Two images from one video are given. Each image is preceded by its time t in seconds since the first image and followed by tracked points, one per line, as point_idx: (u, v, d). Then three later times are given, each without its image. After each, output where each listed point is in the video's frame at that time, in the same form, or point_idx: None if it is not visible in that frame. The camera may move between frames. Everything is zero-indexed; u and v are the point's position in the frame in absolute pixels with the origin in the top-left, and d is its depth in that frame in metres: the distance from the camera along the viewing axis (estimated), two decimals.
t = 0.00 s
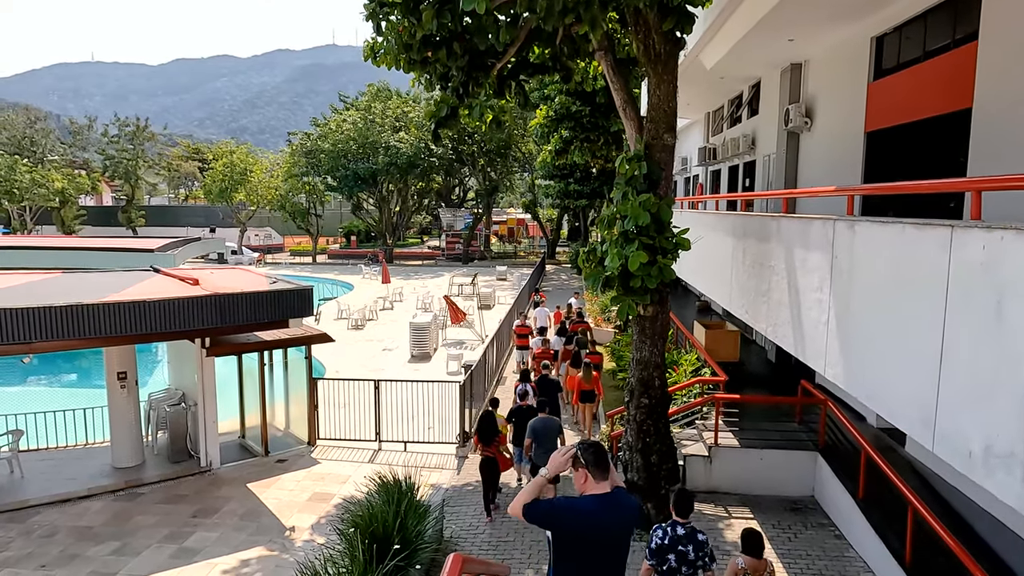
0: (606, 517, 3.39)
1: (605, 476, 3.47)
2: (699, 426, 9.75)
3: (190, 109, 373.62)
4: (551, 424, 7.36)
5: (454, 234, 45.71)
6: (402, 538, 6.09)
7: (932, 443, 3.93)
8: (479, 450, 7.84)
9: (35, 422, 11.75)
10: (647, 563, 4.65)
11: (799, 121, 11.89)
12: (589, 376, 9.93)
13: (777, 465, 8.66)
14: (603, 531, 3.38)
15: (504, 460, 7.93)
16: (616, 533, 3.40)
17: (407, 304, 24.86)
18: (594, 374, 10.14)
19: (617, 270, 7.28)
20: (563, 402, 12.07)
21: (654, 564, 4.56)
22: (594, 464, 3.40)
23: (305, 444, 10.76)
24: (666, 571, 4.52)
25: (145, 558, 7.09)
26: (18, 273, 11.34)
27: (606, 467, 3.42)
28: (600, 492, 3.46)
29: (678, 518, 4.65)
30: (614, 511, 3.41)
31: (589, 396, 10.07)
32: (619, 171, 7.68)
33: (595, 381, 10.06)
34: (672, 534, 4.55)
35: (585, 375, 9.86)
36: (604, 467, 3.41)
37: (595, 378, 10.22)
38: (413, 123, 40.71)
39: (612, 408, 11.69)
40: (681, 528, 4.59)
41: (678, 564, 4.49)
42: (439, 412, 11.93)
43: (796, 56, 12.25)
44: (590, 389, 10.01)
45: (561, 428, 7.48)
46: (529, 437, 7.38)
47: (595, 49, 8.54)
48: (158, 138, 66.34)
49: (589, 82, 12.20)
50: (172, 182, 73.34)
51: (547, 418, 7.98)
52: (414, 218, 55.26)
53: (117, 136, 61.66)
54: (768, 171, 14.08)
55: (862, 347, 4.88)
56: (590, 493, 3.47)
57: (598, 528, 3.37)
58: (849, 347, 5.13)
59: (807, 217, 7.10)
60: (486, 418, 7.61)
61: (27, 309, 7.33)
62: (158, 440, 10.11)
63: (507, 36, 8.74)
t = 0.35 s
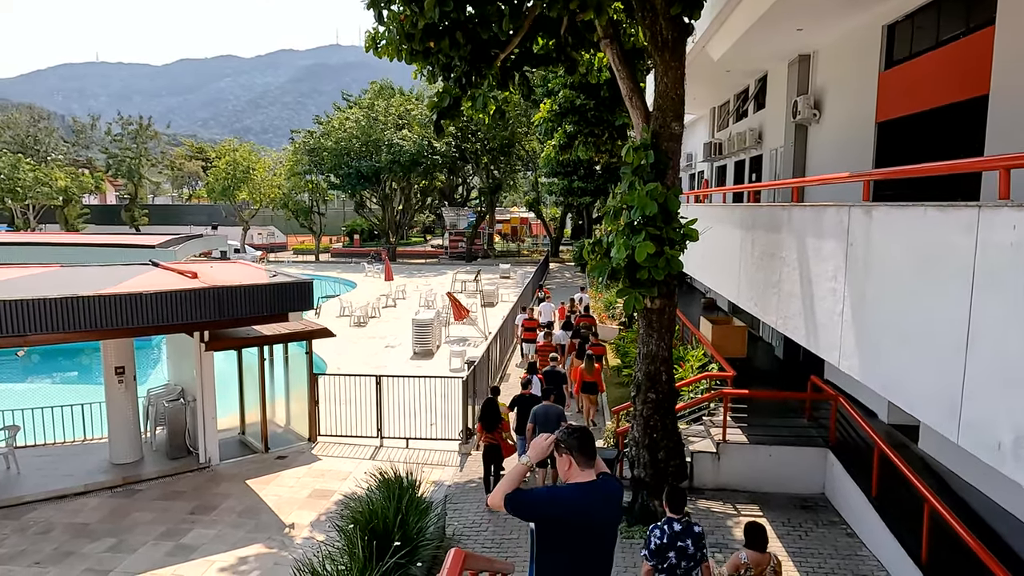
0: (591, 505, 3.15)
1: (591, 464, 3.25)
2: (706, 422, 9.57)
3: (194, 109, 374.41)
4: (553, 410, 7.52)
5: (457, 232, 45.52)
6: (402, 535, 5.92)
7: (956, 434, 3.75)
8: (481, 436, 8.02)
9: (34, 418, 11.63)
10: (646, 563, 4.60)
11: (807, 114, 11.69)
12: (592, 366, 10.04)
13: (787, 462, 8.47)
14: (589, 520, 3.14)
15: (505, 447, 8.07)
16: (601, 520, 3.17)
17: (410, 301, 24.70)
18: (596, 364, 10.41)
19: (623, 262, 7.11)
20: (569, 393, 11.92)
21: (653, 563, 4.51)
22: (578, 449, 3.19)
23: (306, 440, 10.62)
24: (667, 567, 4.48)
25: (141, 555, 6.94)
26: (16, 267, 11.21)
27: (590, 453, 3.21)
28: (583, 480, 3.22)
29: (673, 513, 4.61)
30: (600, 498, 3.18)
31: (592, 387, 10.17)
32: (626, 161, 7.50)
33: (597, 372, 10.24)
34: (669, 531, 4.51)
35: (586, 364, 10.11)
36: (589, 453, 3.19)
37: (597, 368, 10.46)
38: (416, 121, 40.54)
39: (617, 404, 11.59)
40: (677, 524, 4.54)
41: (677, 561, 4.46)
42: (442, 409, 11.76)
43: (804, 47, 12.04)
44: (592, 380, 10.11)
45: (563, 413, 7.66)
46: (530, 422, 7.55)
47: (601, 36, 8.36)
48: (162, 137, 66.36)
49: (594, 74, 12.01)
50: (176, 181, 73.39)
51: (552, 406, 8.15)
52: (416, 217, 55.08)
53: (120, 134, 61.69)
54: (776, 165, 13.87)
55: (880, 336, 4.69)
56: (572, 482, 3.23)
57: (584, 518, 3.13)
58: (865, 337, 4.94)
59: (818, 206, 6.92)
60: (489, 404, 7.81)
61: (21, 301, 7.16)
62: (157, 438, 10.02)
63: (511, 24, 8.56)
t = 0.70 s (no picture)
0: (579, 503, 2.99)
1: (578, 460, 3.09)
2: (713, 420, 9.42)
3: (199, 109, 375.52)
4: (563, 399, 7.57)
5: (461, 232, 45.37)
6: (404, 536, 5.79)
7: (980, 435, 3.59)
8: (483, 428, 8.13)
9: (34, 417, 11.54)
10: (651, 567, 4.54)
11: (816, 109, 11.52)
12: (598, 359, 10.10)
13: (795, 462, 8.30)
14: (577, 520, 2.99)
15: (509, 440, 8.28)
16: (589, 517, 3.01)
17: (413, 300, 24.59)
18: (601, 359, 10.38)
19: (630, 258, 6.96)
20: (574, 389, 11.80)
21: (658, 568, 4.45)
22: (561, 444, 3.04)
23: (307, 439, 10.49)
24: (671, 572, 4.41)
25: (139, 556, 6.82)
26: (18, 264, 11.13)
27: (575, 448, 3.03)
28: (568, 477, 3.06)
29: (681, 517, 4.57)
30: (588, 495, 3.02)
31: (597, 382, 10.16)
32: (632, 155, 7.36)
33: (602, 366, 10.22)
34: (676, 536, 4.43)
35: (592, 359, 10.07)
36: (573, 448, 3.04)
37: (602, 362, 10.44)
38: (419, 120, 40.43)
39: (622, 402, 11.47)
40: (684, 529, 4.48)
41: (682, 565, 4.38)
42: (445, 408, 11.62)
43: (813, 41, 11.86)
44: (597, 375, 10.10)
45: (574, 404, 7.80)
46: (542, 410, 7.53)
47: (606, 29, 8.21)
48: (167, 137, 66.47)
49: (600, 68, 11.84)
50: (180, 181, 73.51)
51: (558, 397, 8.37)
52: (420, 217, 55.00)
53: (124, 134, 61.79)
54: (783, 162, 13.69)
55: (897, 333, 4.53)
56: (557, 480, 3.08)
57: (572, 518, 2.98)
58: (881, 334, 4.78)
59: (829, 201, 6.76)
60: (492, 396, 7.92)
61: (18, 297, 7.03)
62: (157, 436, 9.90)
63: (515, 17, 8.42)
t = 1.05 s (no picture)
0: (567, 494, 2.87)
1: (564, 449, 2.97)
2: (715, 417, 9.30)
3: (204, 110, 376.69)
4: (565, 390, 8.21)
5: (464, 231, 45.24)
6: (399, 533, 5.67)
7: (993, 427, 3.46)
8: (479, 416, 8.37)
9: (33, 413, 11.49)
10: (648, 559, 4.46)
11: (821, 103, 11.38)
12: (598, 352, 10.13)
13: (800, 459, 8.16)
14: (567, 514, 2.87)
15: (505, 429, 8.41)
16: (579, 513, 2.89)
17: (416, 299, 24.50)
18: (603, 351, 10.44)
19: (631, 251, 6.82)
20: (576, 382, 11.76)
21: (655, 558, 4.38)
22: (543, 434, 2.95)
23: (306, 436, 10.39)
24: (664, 563, 4.35)
25: (133, 552, 6.74)
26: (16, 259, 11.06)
27: (559, 436, 2.93)
28: (554, 469, 2.94)
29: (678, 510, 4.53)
30: (577, 486, 2.91)
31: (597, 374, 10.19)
32: (634, 147, 7.23)
33: (603, 359, 10.29)
34: (672, 528, 4.36)
35: (592, 352, 10.12)
36: (556, 436, 2.93)
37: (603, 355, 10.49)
38: (423, 119, 40.35)
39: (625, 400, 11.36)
40: (681, 522, 4.42)
41: (677, 557, 4.31)
42: (445, 405, 11.50)
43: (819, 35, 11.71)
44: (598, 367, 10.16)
45: (577, 395, 8.26)
46: (545, 400, 7.96)
47: (609, 20, 8.08)
48: (171, 137, 66.60)
49: (602, 63, 11.72)
50: (185, 181, 73.67)
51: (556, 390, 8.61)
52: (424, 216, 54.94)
53: (128, 133, 61.92)
54: (788, 157, 13.55)
55: (906, 324, 4.39)
56: (543, 473, 2.96)
57: (561, 512, 2.86)
58: (888, 326, 4.64)
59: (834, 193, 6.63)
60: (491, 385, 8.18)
61: (11, 290, 6.92)
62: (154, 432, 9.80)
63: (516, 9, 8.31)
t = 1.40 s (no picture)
0: (561, 513, 2.84)
1: (570, 467, 2.95)
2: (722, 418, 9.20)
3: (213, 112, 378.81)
4: (572, 381, 8.28)
5: (471, 231, 45.18)
6: (400, 535, 5.59)
7: (1008, 428, 3.34)
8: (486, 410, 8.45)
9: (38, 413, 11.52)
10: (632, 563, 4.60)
11: (830, 101, 11.25)
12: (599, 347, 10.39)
13: (809, 461, 8.04)
14: (564, 529, 2.82)
15: (511, 421, 8.52)
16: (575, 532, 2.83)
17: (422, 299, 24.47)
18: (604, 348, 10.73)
19: (636, 249, 6.72)
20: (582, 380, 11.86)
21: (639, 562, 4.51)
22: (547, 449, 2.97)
23: (310, 436, 10.35)
24: (649, 567, 4.49)
25: (134, 552, 6.70)
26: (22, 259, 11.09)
27: (563, 452, 2.93)
28: (557, 485, 2.93)
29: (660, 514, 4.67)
30: (576, 501, 2.87)
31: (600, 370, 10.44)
32: (640, 143, 7.14)
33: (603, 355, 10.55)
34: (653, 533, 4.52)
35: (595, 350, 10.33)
36: (561, 454, 2.93)
37: (604, 353, 11.06)
38: (430, 119, 40.33)
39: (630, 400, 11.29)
40: (663, 526, 4.56)
41: (661, 560, 4.47)
42: (450, 405, 11.43)
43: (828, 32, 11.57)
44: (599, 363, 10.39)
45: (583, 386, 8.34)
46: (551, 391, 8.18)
47: (614, 16, 7.97)
48: (180, 138, 66.96)
49: (608, 61, 11.62)
50: (193, 182, 74.08)
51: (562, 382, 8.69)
52: (431, 217, 54.93)
53: (137, 134, 62.30)
54: (796, 156, 13.42)
55: (918, 322, 4.27)
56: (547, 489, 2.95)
57: (559, 527, 2.82)
58: (900, 325, 4.52)
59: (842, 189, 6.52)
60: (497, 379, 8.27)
61: (13, 288, 6.90)
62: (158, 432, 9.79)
63: (521, 6, 8.23)
